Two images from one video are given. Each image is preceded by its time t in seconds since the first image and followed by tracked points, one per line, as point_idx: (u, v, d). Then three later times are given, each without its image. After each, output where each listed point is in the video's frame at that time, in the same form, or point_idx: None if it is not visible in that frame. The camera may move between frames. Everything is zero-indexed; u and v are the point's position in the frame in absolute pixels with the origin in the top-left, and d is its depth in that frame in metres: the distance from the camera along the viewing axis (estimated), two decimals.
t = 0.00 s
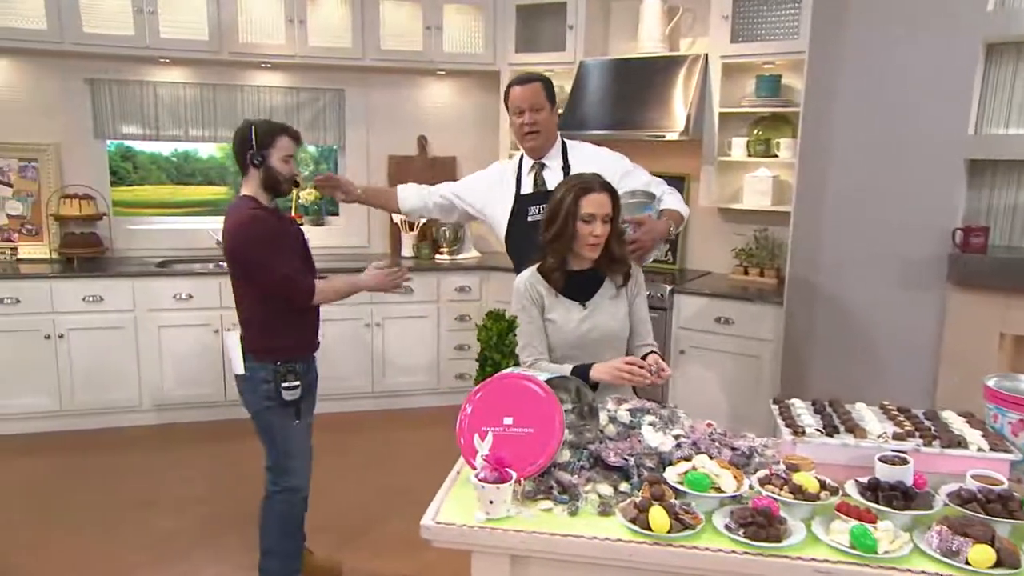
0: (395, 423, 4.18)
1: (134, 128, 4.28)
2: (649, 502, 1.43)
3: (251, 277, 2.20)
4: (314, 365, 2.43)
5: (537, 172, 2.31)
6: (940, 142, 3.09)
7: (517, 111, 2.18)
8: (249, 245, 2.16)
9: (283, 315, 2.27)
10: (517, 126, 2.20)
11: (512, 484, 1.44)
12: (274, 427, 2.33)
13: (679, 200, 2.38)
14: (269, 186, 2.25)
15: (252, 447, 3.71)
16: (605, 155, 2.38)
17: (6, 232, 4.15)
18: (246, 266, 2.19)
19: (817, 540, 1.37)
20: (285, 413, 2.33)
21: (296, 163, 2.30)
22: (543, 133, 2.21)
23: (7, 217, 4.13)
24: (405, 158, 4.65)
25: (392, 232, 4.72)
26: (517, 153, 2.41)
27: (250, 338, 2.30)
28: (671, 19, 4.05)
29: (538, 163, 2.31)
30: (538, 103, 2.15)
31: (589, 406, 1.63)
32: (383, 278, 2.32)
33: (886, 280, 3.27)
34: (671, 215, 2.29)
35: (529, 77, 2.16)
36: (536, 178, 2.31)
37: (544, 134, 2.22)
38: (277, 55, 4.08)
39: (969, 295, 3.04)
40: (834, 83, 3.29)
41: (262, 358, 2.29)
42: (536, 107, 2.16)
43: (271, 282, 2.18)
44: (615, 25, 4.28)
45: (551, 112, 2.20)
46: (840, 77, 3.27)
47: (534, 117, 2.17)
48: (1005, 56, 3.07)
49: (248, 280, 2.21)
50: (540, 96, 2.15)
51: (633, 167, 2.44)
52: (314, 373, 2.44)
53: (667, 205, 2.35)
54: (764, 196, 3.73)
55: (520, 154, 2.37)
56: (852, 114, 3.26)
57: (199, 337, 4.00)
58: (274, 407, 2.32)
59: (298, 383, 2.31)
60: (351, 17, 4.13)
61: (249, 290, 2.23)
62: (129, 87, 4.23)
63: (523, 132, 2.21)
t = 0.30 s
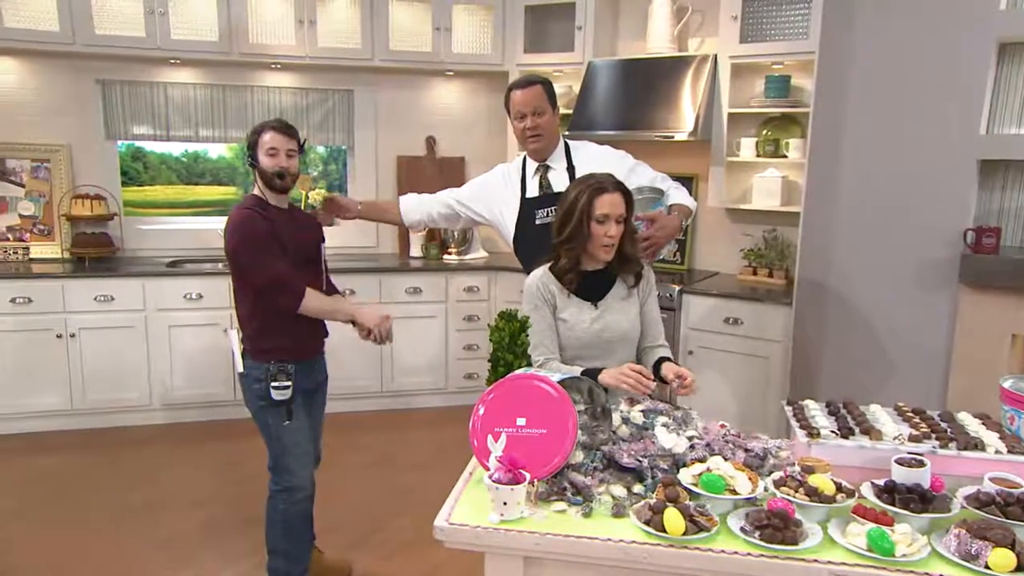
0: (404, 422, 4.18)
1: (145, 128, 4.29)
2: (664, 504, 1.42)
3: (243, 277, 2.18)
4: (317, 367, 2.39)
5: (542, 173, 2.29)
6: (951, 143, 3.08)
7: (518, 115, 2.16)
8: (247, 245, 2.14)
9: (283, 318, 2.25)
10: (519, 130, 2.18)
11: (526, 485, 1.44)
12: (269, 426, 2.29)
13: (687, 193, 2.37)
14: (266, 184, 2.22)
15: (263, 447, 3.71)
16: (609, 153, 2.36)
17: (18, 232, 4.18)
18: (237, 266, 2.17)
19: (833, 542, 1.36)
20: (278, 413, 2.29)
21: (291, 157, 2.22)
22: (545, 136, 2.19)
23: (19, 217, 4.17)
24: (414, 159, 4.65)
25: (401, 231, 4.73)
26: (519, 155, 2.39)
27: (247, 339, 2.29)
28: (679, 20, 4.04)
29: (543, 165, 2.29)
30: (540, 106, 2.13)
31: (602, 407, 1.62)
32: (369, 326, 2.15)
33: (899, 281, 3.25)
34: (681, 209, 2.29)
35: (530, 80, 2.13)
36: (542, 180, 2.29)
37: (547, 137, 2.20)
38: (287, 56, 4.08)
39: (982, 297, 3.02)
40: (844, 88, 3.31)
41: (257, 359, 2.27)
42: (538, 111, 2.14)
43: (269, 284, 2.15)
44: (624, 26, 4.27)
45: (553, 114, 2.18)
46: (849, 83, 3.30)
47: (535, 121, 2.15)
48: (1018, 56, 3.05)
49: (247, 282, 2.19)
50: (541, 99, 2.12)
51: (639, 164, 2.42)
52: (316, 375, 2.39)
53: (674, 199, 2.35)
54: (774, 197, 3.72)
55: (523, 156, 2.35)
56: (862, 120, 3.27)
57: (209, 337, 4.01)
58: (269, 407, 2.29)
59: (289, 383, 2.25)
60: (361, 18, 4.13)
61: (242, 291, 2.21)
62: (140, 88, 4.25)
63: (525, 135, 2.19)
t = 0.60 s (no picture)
0: (424, 421, 4.20)
1: (173, 132, 4.34)
2: (687, 505, 1.42)
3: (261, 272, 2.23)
4: (338, 367, 2.39)
5: (562, 176, 2.29)
6: (971, 147, 3.06)
7: (538, 119, 2.17)
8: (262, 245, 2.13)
9: (307, 318, 2.27)
10: (539, 134, 2.20)
11: (549, 485, 1.45)
12: (289, 425, 2.30)
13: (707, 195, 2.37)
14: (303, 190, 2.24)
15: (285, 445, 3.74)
16: (627, 155, 2.37)
17: (51, 232, 4.27)
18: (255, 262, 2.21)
19: (858, 545, 1.36)
20: (296, 411, 2.29)
21: (333, 172, 2.22)
22: (565, 139, 2.20)
23: (51, 218, 4.27)
24: (434, 162, 4.68)
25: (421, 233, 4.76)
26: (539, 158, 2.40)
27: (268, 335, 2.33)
28: (697, 23, 4.04)
29: (562, 167, 2.30)
30: (560, 110, 2.14)
31: (624, 409, 1.62)
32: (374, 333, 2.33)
33: (920, 286, 3.23)
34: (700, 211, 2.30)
35: (550, 84, 2.15)
36: (561, 183, 2.30)
37: (566, 140, 2.22)
38: (311, 61, 4.12)
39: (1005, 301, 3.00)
40: (862, 95, 3.26)
41: (274, 357, 2.30)
42: (558, 115, 2.15)
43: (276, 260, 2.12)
44: (642, 30, 4.28)
45: (573, 117, 2.20)
46: (866, 91, 3.25)
47: (555, 124, 2.17)
48: None
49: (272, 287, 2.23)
50: (561, 102, 2.14)
51: (658, 167, 2.43)
52: (337, 375, 2.39)
53: (693, 201, 2.35)
54: (792, 199, 3.71)
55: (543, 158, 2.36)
56: (881, 127, 3.24)
57: (234, 336, 4.05)
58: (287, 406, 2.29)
59: (309, 382, 2.26)
60: (383, 23, 4.17)
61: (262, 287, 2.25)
62: (169, 93, 4.30)
63: (545, 139, 2.21)
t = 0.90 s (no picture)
0: (442, 420, 4.23)
1: (198, 136, 4.40)
2: (706, 506, 1.43)
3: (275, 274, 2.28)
4: (356, 365, 2.40)
5: (581, 180, 2.31)
6: (990, 152, 3.04)
7: (560, 123, 2.20)
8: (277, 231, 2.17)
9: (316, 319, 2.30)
10: (561, 138, 2.22)
11: (569, 485, 1.46)
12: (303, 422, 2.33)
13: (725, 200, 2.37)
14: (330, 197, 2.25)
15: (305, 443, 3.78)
16: (647, 159, 2.37)
17: (81, 233, 4.31)
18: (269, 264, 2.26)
19: (877, 548, 1.37)
20: (309, 408, 2.32)
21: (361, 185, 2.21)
22: (586, 143, 2.22)
23: (82, 220, 4.30)
24: (453, 165, 4.72)
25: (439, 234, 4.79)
26: (559, 160, 2.42)
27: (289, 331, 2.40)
28: (714, 28, 4.05)
29: (582, 171, 2.32)
30: (582, 114, 2.17)
31: (643, 410, 1.65)
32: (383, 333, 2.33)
33: (938, 290, 3.21)
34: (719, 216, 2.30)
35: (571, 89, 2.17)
36: (581, 186, 2.32)
37: (587, 144, 2.24)
38: (333, 66, 4.17)
39: None
40: (880, 94, 3.26)
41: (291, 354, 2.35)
42: (579, 118, 2.17)
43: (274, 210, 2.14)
44: (659, 35, 4.29)
45: (594, 121, 2.22)
46: (883, 89, 3.26)
47: (576, 128, 2.19)
48: None
49: (289, 275, 2.28)
50: (582, 106, 2.16)
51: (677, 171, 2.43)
52: (355, 373, 2.40)
53: (712, 205, 2.36)
54: (807, 202, 3.70)
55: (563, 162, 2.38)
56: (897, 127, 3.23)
57: (257, 335, 4.10)
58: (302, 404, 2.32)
59: (322, 381, 2.29)
60: (404, 29, 4.21)
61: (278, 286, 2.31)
62: (195, 98, 4.36)
63: (566, 142, 2.23)
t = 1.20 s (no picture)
0: (453, 418, 4.26)
1: (214, 139, 4.44)
2: (713, 506, 1.45)
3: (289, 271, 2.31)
4: (364, 363, 2.42)
5: (596, 183, 2.33)
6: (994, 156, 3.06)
7: (577, 128, 2.21)
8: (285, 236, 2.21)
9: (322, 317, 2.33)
10: (578, 142, 2.23)
11: (578, 484, 1.49)
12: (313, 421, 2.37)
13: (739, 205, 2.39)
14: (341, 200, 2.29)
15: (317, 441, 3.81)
16: (662, 164, 2.39)
17: (100, 235, 4.39)
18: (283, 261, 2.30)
19: (883, 547, 1.38)
20: (317, 406, 2.35)
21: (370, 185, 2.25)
22: (603, 147, 2.24)
23: (101, 221, 4.38)
24: (462, 167, 4.76)
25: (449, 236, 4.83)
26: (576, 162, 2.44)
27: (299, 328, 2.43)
28: (720, 33, 4.07)
29: (598, 174, 2.34)
30: (599, 118, 2.18)
31: (650, 410, 1.65)
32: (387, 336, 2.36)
33: (945, 294, 3.21)
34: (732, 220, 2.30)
35: (588, 93, 2.19)
36: (596, 189, 2.34)
37: (604, 148, 2.25)
38: (345, 70, 4.21)
39: None
40: (885, 96, 3.28)
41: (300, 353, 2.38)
42: (596, 123, 2.19)
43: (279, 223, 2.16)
44: (666, 40, 4.31)
45: (610, 125, 2.23)
46: (888, 91, 3.27)
47: (593, 132, 2.20)
48: None
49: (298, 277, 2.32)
50: (599, 110, 2.17)
51: (692, 175, 2.45)
52: (362, 372, 2.41)
53: (726, 210, 2.37)
54: (813, 205, 3.71)
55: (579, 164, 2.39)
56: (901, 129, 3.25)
57: (271, 335, 4.14)
58: (311, 402, 2.35)
59: (329, 379, 2.31)
60: (415, 34, 4.25)
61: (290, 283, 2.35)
62: (212, 102, 4.41)
63: (583, 146, 2.24)
